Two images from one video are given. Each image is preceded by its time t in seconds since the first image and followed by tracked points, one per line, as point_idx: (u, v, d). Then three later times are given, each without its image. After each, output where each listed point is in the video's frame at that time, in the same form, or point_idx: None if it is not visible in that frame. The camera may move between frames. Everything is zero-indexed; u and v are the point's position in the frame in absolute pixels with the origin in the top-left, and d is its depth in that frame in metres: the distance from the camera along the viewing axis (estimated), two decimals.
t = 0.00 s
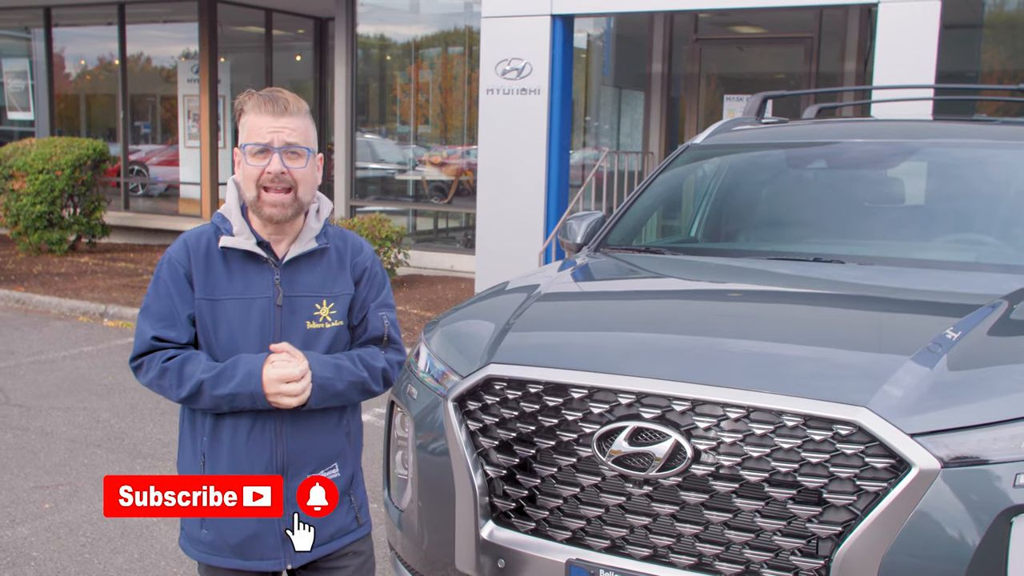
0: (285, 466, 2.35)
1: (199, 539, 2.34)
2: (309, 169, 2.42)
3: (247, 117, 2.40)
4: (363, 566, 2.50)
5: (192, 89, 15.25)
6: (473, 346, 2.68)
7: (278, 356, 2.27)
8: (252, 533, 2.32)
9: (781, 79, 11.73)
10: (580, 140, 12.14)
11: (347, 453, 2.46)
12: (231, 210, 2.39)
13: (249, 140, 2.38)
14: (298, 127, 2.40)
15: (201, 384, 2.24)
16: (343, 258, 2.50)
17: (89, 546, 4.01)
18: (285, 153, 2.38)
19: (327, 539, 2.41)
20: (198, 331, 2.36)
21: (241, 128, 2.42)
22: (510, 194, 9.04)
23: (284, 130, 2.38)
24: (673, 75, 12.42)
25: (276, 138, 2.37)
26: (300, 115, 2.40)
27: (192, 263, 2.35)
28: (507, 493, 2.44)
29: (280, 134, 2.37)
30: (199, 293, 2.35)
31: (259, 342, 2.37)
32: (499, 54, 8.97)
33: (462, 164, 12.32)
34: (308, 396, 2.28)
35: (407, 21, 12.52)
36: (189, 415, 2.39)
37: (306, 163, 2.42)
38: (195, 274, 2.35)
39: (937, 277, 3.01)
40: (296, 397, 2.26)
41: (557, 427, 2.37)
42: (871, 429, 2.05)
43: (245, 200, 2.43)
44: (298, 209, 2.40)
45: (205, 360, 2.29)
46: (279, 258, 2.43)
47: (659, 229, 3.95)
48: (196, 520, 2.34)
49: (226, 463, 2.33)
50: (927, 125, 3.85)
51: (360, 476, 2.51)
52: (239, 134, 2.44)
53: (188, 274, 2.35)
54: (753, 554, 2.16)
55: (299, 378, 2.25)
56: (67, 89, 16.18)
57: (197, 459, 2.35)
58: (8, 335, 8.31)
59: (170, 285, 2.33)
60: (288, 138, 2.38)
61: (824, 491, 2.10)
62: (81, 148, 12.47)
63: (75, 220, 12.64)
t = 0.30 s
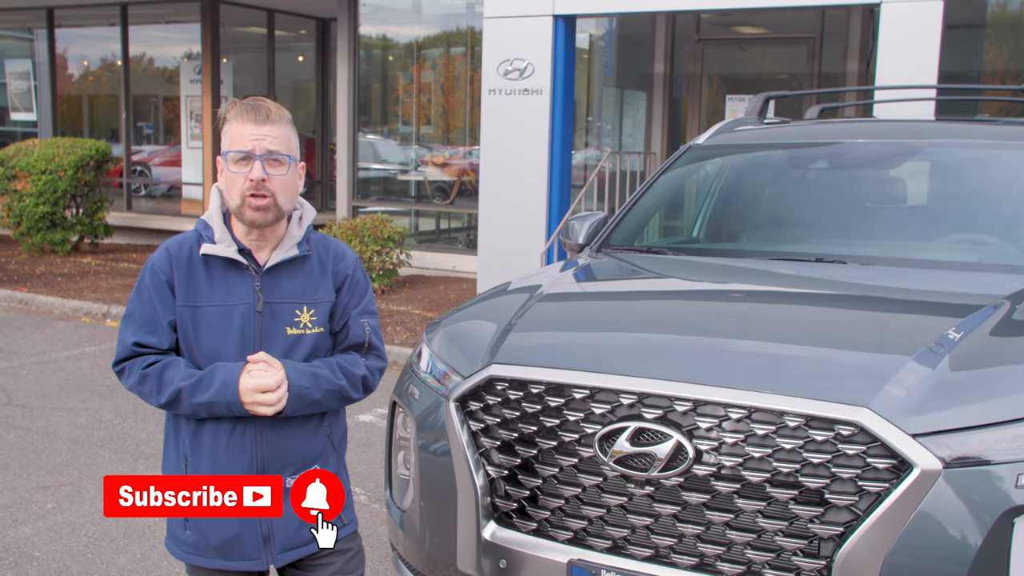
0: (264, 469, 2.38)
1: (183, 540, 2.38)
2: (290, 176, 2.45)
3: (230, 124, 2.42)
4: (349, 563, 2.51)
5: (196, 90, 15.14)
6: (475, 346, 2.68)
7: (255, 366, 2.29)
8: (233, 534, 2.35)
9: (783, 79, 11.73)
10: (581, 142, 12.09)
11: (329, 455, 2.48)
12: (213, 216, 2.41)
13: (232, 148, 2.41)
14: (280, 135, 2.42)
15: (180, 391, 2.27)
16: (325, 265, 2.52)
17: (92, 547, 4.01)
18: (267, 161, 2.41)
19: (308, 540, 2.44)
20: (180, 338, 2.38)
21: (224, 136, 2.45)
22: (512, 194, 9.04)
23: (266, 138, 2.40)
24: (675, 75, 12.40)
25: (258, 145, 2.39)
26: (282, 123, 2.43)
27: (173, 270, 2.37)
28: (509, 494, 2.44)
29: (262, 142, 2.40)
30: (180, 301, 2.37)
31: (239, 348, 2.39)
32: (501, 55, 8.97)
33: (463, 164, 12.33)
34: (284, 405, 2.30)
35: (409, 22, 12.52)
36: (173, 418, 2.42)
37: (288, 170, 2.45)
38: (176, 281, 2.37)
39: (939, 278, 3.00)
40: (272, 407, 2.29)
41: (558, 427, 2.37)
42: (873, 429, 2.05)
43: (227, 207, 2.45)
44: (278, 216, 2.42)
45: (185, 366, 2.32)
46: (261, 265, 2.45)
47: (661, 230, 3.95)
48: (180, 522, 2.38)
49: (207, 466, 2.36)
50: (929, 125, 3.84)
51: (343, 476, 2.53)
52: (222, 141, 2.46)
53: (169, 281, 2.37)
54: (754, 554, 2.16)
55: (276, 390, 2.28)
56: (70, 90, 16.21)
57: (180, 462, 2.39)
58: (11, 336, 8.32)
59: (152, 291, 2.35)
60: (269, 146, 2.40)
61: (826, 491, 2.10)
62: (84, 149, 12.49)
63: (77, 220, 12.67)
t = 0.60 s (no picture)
0: (254, 462, 2.38)
1: (174, 534, 2.39)
2: (276, 175, 2.45)
3: (216, 123, 2.42)
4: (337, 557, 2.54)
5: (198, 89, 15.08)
6: (476, 344, 2.68)
7: (243, 362, 2.31)
8: (223, 528, 2.36)
9: (785, 78, 11.73)
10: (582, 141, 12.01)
11: (317, 449, 2.49)
12: (200, 214, 2.41)
13: (218, 147, 2.41)
14: (266, 134, 2.42)
15: (168, 386, 2.28)
16: (312, 260, 2.52)
17: (93, 545, 4.02)
18: (252, 160, 2.40)
19: (298, 532, 2.44)
20: (168, 334, 2.38)
21: (210, 134, 2.44)
22: (512, 191, 9.04)
23: (251, 137, 2.40)
24: (676, 73, 12.39)
25: (244, 145, 2.39)
26: (268, 122, 2.42)
27: (160, 268, 2.37)
28: (509, 492, 2.44)
29: (248, 142, 2.39)
30: (168, 298, 2.37)
31: (227, 343, 2.40)
32: (502, 53, 8.97)
33: (464, 163, 12.32)
34: (272, 399, 2.31)
35: (410, 21, 12.50)
36: (162, 414, 2.42)
37: (273, 169, 2.44)
38: (164, 278, 2.37)
39: (940, 276, 3.00)
40: (261, 402, 2.29)
41: (559, 425, 2.37)
42: (873, 428, 2.04)
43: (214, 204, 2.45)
44: (264, 214, 2.42)
45: (173, 362, 2.32)
46: (247, 261, 2.46)
47: (663, 228, 3.95)
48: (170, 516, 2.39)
49: (197, 461, 2.36)
50: (930, 123, 3.84)
51: (332, 470, 2.54)
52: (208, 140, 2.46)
53: (157, 278, 2.37)
54: (755, 553, 2.15)
55: (264, 385, 2.29)
56: (72, 89, 16.22)
57: (170, 457, 2.39)
58: (12, 334, 8.32)
59: (140, 288, 2.35)
60: (255, 145, 2.40)
61: (827, 489, 2.10)
62: (85, 148, 12.50)
63: (78, 219, 12.67)
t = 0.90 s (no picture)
0: (249, 458, 2.38)
1: (169, 531, 2.38)
2: (268, 175, 2.45)
3: (208, 123, 2.42)
4: (330, 553, 2.53)
5: (197, 87, 15.24)
6: (475, 344, 2.67)
7: (238, 357, 2.30)
8: (219, 525, 2.36)
9: (785, 76, 11.74)
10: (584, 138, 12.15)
11: (311, 445, 2.50)
12: (192, 213, 2.41)
13: (209, 147, 2.41)
14: (257, 134, 2.42)
15: (164, 385, 2.27)
16: (304, 258, 2.53)
17: (93, 544, 4.01)
18: (244, 160, 2.41)
19: (293, 528, 2.44)
20: (162, 333, 2.38)
21: (201, 135, 2.44)
22: (513, 190, 9.04)
23: (243, 137, 2.40)
24: (677, 72, 12.40)
25: (236, 144, 2.39)
26: (259, 122, 2.43)
27: (154, 267, 2.37)
28: (509, 491, 2.44)
29: (239, 141, 2.40)
30: (162, 296, 2.37)
31: (220, 341, 2.39)
32: (503, 52, 8.96)
33: (465, 162, 12.31)
34: (268, 395, 2.31)
35: (411, 20, 12.49)
36: (156, 412, 2.42)
37: (265, 169, 2.45)
38: (158, 277, 2.37)
39: (940, 275, 3.00)
40: (258, 398, 2.29)
41: (559, 424, 2.37)
42: (874, 427, 2.04)
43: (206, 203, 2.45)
44: (256, 213, 2.42)
45: (169, 361, 2.32)
46: (240, 259, 2.46)
47: (663, 227, 3.94)
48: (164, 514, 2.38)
49: (193, 458, 2.36)
50: (930, 122, 3.84)
51: (325, 466, 2.54)
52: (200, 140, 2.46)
53: (151, 278, 2.36)
54: (756, 552, 2.15)
55: (262, 379, 2.29)
56: (72, 88, 16.22)
57: (164, 454, 2.39)
58: (12, 333, 8.32)
59: (134, 287, 2.35)
60: (246, 145, 2.40)
61: (828, 488, 2.10)
62: (85, 147, 12.49)
63: (78, 218, 12.66)
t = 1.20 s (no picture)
0: (247, 457, 2.38)
1: (167, 529, 2.38)
2: (266, 173, 2.45)
3: (207, 123, 2.42)
4: (327, 552, 2.52)
5: (197, 87, 15.21)
6: (475, 343, 2.67)
7: (236, 356, 2.30)
8: (217, 523, 2.35)
9: (786, 76, 11.73)
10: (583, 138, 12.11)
11: (309, 444, 2.50)
12: (191, 212, 2.41)
13: (207, 145, 2.40)
14: (256, 133, 2.42)
15: (162, 383, 2.27)
16: (302, 257, 2.53)
17: (92, 544, 4.01)
18: (242, 158, 2.40)
19: (291, 527, 2.44)
20: (160, 331, 2.38)
21: (200, 134, 2.44)
22: (513, 189, 9.03)
23: (241, 136, 2.40)
24: (677, 72, 12.41)
25: (234, 143, 2.39)
26: (258, 122, 2.43)
27: (153, 265, 2.36)
28: (509, 490, 2.43)
29: (238, 139, 2.39)
30: (160, 295, 2.37)
31: (219, 339, 2.39)
32: (504, 51, 8.95)
33: (465, 161, 12.31)
34: (266, 393, 2.31)
35: (411, 19, 12.48)
36: (154, 411, 2.41)
37: (263, 167, 2.44)
38: (157, 276, 2.36)
39: (941, 275, 2.99)
40: (256, 396, 2.29)
41: (558, 424, 2.37)
42: (874, 427, 2.04)
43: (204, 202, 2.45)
44: (254, 211, 2.42)
45: (167, 359, 2.32)
46: (238, 258, 2.45)
47: (663, 226, 3.94)
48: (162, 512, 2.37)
49: (191, 457, 2.36)
50: (931, 121, 3.83)
51: (323, 464, 2.54)
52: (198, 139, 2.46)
53: (149, 276, 2.36)
54: (756, 552, 2.15)
55: (260, 377, 2.29)
56: (72, 87, 16.22)
57: (162, 453, 2.38)
58: (12, 333, 8.31)
59: (133, 286, 2.34)
60: (244, 143, 2.40)
61: (828, 488, 2.09)
62: (85, 146, 12.49)
63: (78, 218, 12.66)
